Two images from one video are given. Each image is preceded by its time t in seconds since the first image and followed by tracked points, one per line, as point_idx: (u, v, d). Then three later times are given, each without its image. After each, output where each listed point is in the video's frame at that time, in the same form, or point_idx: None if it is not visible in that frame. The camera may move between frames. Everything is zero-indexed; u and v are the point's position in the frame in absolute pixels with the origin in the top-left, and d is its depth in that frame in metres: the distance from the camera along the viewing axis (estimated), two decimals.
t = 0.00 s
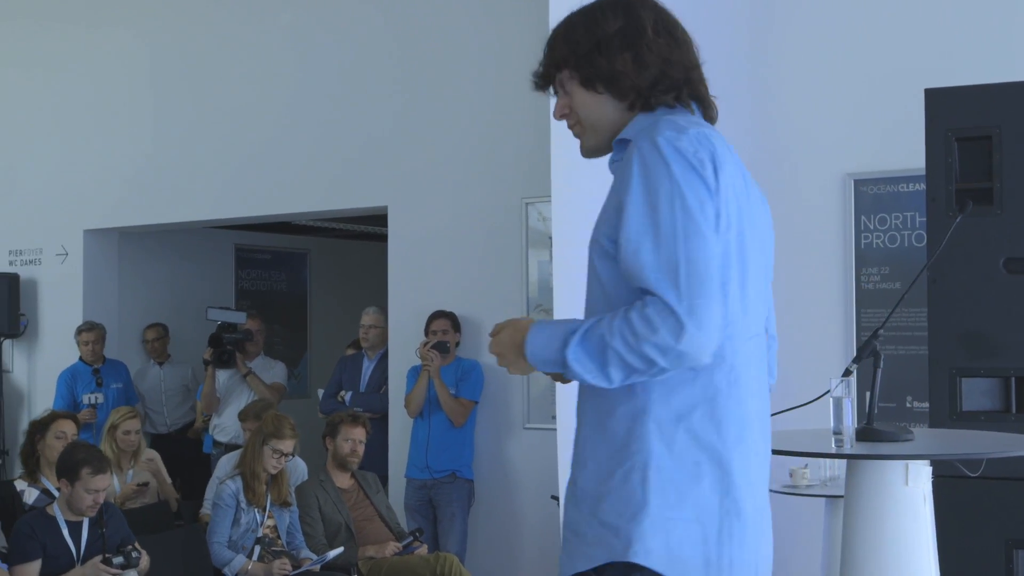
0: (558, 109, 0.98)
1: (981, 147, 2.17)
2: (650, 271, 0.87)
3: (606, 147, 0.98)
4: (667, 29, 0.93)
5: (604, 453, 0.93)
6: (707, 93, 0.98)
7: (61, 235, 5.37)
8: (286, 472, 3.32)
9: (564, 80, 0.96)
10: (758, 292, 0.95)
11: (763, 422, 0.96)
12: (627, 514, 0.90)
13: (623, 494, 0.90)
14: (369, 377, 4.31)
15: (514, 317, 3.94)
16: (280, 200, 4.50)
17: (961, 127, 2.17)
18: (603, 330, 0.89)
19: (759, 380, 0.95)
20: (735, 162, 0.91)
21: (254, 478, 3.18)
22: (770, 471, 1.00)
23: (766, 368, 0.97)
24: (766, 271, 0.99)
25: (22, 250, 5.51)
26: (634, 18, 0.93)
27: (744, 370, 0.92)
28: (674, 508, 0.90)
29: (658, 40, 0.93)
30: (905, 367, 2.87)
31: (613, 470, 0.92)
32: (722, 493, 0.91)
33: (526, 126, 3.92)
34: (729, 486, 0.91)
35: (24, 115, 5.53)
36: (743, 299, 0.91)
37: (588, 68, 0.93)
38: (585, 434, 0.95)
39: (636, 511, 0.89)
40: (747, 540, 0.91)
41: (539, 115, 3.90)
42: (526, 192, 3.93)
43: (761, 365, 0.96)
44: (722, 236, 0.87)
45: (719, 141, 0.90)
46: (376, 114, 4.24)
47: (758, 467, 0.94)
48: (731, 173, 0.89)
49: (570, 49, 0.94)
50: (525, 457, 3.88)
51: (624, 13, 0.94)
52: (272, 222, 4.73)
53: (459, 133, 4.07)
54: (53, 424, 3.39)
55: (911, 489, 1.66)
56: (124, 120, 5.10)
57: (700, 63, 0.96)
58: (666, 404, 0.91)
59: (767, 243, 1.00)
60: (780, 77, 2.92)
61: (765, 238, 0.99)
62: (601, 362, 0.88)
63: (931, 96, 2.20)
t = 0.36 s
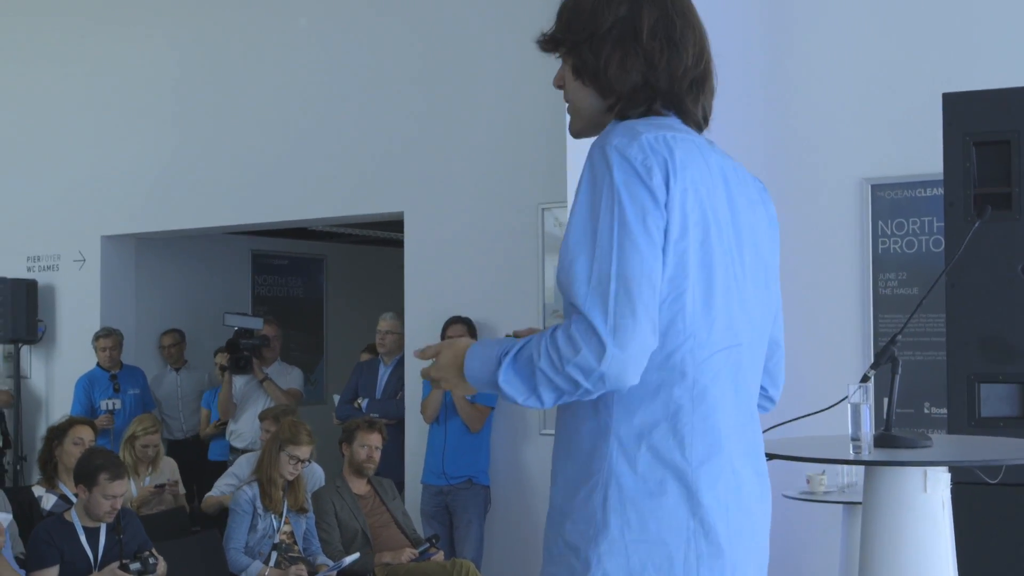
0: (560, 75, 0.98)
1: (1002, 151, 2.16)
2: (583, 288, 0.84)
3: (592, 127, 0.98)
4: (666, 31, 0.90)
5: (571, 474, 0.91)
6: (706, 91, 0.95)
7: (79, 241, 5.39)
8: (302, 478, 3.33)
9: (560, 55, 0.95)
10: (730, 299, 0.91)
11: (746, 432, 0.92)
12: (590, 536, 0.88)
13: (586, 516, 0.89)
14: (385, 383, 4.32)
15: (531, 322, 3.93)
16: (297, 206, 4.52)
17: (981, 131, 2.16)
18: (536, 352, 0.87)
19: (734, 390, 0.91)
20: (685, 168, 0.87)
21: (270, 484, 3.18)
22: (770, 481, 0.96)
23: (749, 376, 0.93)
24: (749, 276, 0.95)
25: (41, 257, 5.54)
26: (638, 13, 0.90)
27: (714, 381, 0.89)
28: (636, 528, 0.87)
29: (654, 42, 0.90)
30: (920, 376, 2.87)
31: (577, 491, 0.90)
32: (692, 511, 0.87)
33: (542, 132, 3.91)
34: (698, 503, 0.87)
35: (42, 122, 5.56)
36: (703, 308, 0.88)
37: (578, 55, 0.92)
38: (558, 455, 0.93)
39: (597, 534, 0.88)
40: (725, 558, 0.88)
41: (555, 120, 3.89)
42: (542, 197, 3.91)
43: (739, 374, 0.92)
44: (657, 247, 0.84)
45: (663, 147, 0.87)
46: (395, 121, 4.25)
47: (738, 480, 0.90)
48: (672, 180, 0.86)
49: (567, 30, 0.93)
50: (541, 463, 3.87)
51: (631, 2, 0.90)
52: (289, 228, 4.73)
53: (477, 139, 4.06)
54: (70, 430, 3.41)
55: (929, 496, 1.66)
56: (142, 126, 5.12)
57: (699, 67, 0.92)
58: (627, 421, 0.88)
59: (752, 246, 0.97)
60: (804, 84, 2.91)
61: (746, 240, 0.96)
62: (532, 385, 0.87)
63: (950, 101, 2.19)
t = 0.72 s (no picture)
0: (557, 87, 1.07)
1: (1011, 170, 2.16)
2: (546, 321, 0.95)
3: (584, 139, 1.06)
4: (650, 51, 0.98)
5: (566, 496, 1.01)
6: (693, 111, 1.03)
7: (89, 260, 5.40)
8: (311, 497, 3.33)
9: (556, 70, 1.03)
10: (709, 321, 1.00)
11: (734, 448, 1.00)
12: (579, 555, 0.98)
13: (576, 537, 0.99)
14: (394, 402, 4.32)
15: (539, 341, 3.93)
16: (307, 226, 4.53)
17: (990, 151, 2.16)
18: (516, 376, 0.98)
19: (717, 406, 0.99)
20: (650, 199, 0.97)
21: (279, 503, 3.18)
22: (765, 495, 1.04)
23: (737, 392, 1.01)
24: (733, 301, 1.03)
25: (51, 276, 5.55)
26: (626, 34, 0.98)
27: (693, 400, 0.97)
28: (621, 544, 0.96)
29: (642, 60, 0.98)
30: (932, 391, 3.09)
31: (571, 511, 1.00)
32: (675, 530, 0.96)
33: (551, 150, 3.91)
34: (681, 524, 0.96)
35: (53, 141, 5.58)
36: (675, 332, 0.97)
37: (570, 71, 1.01)
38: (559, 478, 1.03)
39: (585, 552, 0.98)
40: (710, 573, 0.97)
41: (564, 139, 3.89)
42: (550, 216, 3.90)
43: (722, 389, 1.00)
44: (614, 276, 0.94)
45: (626, 175, 0.97)
46: (405, 142, 4.27)
47: (723, 496, 0.98)
48: (634, 212, 0.96)
49: (560, 46, 1.01)
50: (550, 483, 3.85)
51: (620, 23, 0.99)
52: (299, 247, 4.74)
53: (487, 158, 4.07)
54: (80, 450, 3.41)
55: (940, 516, 1.70)
56: (151, 146, 5.14)
57: (686, 86, 1.00)
58: (612, 444, 0.97)
59: (740, 268, 1.05)
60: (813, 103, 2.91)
61: (731, 264, 1.04)
62: (514, 407, 0.98)
63: (959, 120, 2.19)
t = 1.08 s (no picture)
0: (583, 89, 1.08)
1: None
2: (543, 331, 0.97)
3: (606, 143, 1.08)
4: (684, 67, 1.00)
5: (571, 496, 1.03)
6: (716, 128, 1.05)
7: (105, 268, 5.43)
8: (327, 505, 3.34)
9: (587, 72, 1.05)
10: (709, 329, 1.00)
11: (732, 452, 1.01)
12: (580, 552, 1.00)
13: (578, 535, 1.01)
14: (409, 408, 4.33)
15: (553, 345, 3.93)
16: (321, 232, 4.55)
17: (1004, 154, 2.19)
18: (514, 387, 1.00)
19: (715, 412, 1.00)
20: (650, 211, 0.98)
21: (295, 509, 3.20)
22: (767, 500, 1.04)
23: (738, 398, 1.02)
24: (736, 307, 1.04)
25: (67, 282, 5.58)
26: (662, 47, 1.00)
27: (690, 404, 0.98)
28: (620, 544, 0.98)
29: (677, 75, 1.00)
30: (950, 396, 3.08)
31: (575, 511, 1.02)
32: (673, 529, 0.98)
33: (565, 156, 3.91)
34: (678, 522, 0.98)
35: (70, 148, 5.60)
36: (674, 338, 0.98)
37: (603, 76, 1.03)
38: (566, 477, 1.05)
39: (587, 549, 1.00)
40: (709, 571, 0.98)
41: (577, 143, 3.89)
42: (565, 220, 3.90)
43: (722, 396, 1.00)
44: (610, 287, 0.95)
45: (624, 190, 0.98)
46: (420, 148, 4.28)
47: (721, 497, 0.99)
48: (632, 225, 0.97)
49: (595, 51, 1.03)
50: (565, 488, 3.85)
51: (656, 35, 1.00)
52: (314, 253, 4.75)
53: (501, 163, 4.07)
54: (96, 456, 3.42)
55: (958, 521, 1.70)
56: (167, 154, 5.16)
57: (715, 103, 1.02)
58: (612, 446, 0.99)
59: (744, 277, 1.05)
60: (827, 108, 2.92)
61: (734, 272, 1.04)
62: (506, 426, 0.99)
63: (973, 124, 2.22)
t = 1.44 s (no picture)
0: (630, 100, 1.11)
1: None
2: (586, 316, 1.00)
3: (651, 151, 1.10)
4: (713, 70, 1.01)
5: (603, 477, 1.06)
6: (753, 130, 1.05)
7: (131, 258, 5.46)
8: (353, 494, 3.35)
9: (628, 82, 1.07)
10: (740, 325, 1.02)
11: (754, 447, 1.02)
12: (602, 529, 1.03)
13: (603, 513, 1.04)
14: (434, 398, 4.34)
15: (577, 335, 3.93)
16: (347, 223, 4.56)
17: None
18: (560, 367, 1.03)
19: (739, 406, 1.01)
20: (684, 205, 1.00)
21: (321, 499, 3.21)
22: (793, 496, 1.05)
23: (764, 396, 1.03)
24: (772, 305, 1.05)
25: (94, 273, 5.60)
26: (691, 52, 1.02)
27: (711, 395, 1.00)
28: (637, 526, 1.01)
29: (705, 78, 1.02)
30: (976, 388, 3.07)
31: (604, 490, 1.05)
32: (687, 516, 1.00)
33: (590, 146, 3.90)
34: (692, 510, 0.99)
35: (97, 140, 5.63)
36: (701, 333, 1.00)
37: (638, 84, 1.05)
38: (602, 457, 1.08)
39: (607, 526, 1.02)
40: (718, 561, 1.00)
41: (602, 133, 3.88)
42: (589, 210, 3.90)
43: (744, 391, 1.01)
44: (649, 277, 0.98)
45: (661, 185, 1.00)
46: (445, 139, 4.28)
47: (738, 489, 1.01)
48: (668, 219, 0.99)
49: (631, 59, 1.05)
50: (589, 478, 3.85)
51: (686, 41, 1.02)
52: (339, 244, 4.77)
53: (526, 153, 4.07)
54: (123, 445, 3.44)
55: (987, 512, 1.70)
56: (194, 145, 5.17)
57: (746, 103, 1.03)
58: (640, 431, 1.02)
59: (780, 275, 1.06)
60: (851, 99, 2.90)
61: (770, 269, 1.05)
62: (573, 411, 1.02)
63: (1002, 111, 2.19)
